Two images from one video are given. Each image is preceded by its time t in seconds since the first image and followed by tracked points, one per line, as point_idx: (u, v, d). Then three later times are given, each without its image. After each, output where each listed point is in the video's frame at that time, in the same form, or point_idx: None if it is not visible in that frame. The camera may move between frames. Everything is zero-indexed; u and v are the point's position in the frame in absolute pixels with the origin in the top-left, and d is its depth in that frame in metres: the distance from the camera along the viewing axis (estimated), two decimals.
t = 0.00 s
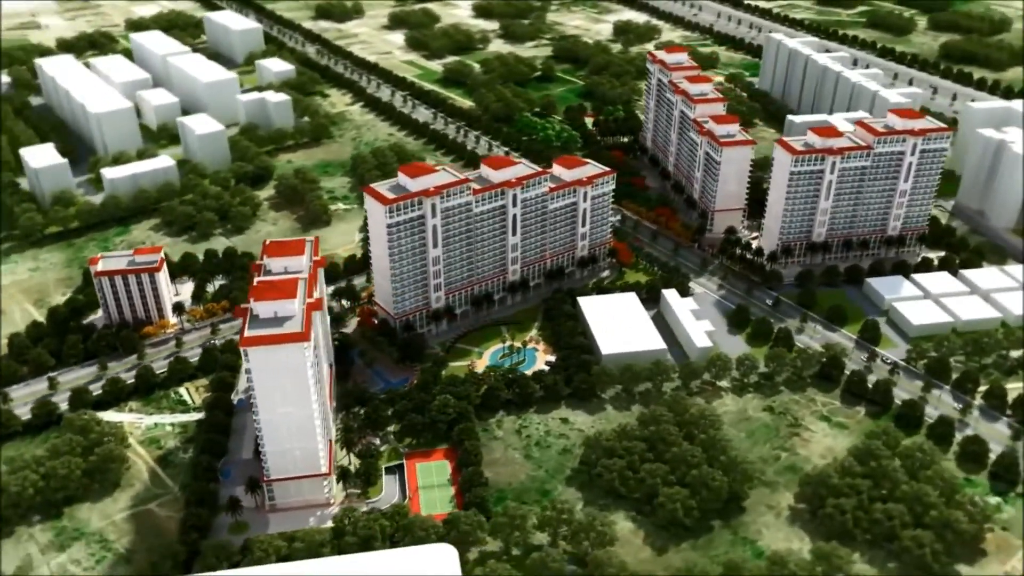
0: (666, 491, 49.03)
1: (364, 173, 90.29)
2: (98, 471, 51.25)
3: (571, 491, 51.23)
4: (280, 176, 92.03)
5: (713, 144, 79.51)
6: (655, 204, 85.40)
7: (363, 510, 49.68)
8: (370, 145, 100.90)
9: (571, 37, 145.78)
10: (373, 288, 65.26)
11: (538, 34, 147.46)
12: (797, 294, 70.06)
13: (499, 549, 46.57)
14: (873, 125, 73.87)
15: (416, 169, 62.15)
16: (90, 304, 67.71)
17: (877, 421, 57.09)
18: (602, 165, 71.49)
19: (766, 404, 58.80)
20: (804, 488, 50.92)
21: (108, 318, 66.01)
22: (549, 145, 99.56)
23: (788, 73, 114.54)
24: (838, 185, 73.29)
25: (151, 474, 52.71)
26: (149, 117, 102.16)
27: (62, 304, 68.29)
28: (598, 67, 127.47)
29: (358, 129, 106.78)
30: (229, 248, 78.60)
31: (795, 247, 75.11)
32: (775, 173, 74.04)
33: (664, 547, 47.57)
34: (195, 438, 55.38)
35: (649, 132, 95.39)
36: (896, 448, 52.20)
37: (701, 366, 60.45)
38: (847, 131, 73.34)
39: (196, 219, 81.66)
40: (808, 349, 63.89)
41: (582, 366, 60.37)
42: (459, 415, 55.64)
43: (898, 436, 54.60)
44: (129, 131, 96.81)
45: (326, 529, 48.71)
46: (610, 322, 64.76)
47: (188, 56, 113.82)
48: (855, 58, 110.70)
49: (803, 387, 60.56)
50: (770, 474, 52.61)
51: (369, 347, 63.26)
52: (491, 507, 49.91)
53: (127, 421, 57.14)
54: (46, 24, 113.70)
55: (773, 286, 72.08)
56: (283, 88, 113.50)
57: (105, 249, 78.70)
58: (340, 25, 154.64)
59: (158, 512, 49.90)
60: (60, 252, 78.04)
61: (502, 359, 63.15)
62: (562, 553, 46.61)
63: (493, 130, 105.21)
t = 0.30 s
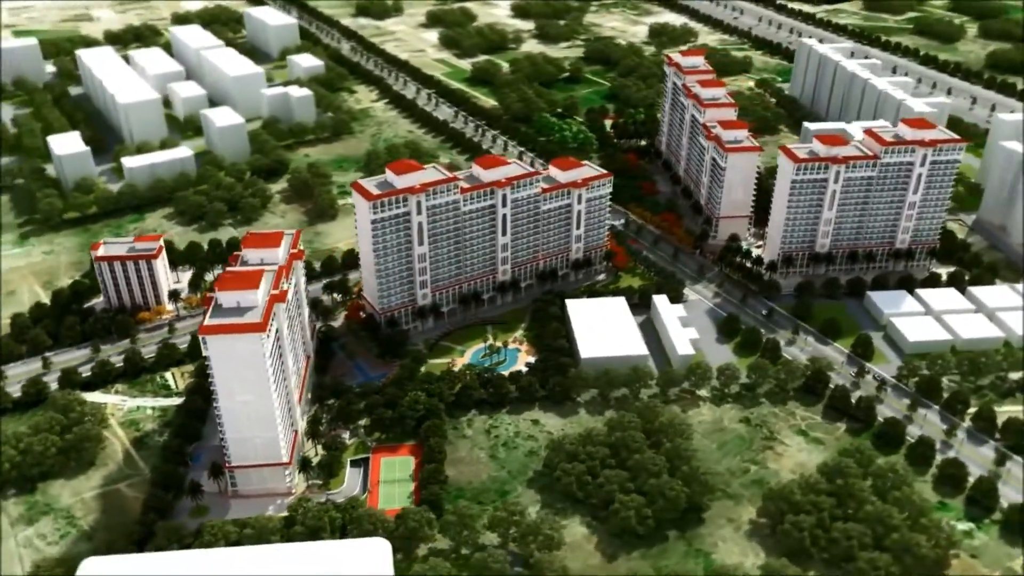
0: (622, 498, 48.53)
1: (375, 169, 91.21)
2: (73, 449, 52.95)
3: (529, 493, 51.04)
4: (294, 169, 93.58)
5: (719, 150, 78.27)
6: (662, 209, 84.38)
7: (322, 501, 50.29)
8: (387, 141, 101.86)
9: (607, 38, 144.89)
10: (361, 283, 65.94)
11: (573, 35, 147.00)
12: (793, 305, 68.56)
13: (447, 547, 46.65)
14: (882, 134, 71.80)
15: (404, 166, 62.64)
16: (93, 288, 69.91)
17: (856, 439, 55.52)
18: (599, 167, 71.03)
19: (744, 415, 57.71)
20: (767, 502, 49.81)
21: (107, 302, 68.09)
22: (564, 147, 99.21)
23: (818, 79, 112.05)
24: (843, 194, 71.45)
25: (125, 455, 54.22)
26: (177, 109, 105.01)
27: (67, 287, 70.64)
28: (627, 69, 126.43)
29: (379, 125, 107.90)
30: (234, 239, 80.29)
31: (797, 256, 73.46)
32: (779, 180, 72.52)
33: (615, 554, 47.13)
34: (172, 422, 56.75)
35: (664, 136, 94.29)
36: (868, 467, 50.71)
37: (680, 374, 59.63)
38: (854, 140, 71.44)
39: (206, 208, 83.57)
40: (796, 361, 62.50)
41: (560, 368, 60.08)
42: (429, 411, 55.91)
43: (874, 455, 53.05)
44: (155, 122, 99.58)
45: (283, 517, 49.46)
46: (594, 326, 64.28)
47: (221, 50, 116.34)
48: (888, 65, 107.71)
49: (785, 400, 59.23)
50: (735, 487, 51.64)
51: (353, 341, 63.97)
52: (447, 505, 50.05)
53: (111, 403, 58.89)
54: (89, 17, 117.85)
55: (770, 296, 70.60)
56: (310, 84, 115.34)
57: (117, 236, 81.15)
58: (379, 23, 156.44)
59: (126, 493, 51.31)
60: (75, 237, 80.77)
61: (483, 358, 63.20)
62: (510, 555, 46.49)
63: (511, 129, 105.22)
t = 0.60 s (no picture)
0: (582, 502, 48.25)
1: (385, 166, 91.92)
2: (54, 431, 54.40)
3: (493, 493, 51.03)
4: (308, 164, 94.86)
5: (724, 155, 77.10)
6: (668, 213, 83.29)
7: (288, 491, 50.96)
8: (403, 138, 102.55)
9: (637, 39, 143.71)
10: (352, 278, 66.61)
11: (604, 36, 146.12)
12: (788, 315, 67.26)
13: (402, 545, 46.89)
14: (889, 143, 70.05)
15: (394, 163, 63.15)
16: (98, 274, 71.89)
17: (834, 453, 54.28)
18: (595, 170, 70.70)
19: (722, 425, 56.86)
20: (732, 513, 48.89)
21: (108, 288, 69.91)
22: (578, 148, 98.75)
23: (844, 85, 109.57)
24: (845, 203, 69.90)
25: (106, 437, 55.70)
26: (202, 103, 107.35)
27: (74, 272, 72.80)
28: (653, 70, 125.22)
29: (398, 122, 108.74)
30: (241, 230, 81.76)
31: (797, 265, 72.06)
32: (780, 187, 71.22)
33: (570, 558, 46.85)
34: (155, 407, 58.08)
35: (677, 140, 93.24)
36: (837, 484, 49.60)
37: (661, 381, 58.95)
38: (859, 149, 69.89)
39: (217, 200, 85.22)
40: (783, 372, 61.39)
41: (539, 369, 59.89)
42: (403, 407, 56.29)
43: (848, 470, 51.83)
44: (179, 114, 101.95)
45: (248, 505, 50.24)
46: (580, 328, 63.96)
47: (249, 45, 118.46)
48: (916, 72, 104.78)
49: (766, 411, 58.15)
50: (702, 496, 50.92)
51: (341, 334, 64.82)
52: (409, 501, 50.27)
53: (100, 386, 60.49)
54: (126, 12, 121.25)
55: (766, 304, 69.37)
56: (334, 80, 116.67)
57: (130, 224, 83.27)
58: (412, 21, 157.58)
59: (102, 474, 52.68)
60: (90, 224, 83.15)
61: (466, 356, 63.30)
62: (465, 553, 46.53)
63: (528, 128, 105.08)
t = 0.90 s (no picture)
0: (534, 505, 48.04)
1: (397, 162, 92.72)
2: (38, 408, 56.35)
3: (452, 491, 51.17)
4: (324, 159, 96.25)
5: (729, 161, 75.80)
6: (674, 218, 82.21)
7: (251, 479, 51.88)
8: (421, 136, 103.30)
9: (672, 42, 142.08)
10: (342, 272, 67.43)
11: (639, 38, 144.89)
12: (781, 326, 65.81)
13: (352, 537, 47.32)
14: (896, 153, 68.03)
15: (383, 160, 63.76)
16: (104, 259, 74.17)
17: (805, 469, 53.01)
18: (591, 172, 70.19)
19: (694, 434, 56.00)
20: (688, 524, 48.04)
21: (112, 272, 72.05)
22: (593, 150, 98.18)
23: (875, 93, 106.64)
24: (846, 213, 68.12)
25: (88, 418, 57.50)
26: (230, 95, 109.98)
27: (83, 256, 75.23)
28: (683, 74, 123.68)
29: (420, 120, 109.54)
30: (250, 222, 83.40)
31: (796, 275, 70.50)
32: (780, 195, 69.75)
33: (518, 560, 46.71)
34: (139, 391, 59.72)
35: (691, 144, 91.97)
36: (799, 501, 48.45)
37: (636, 388, 58.37)
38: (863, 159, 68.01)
39: (230, 190, 87.04)
40: (765, 384, 60.18)
41: (516, 370, 59.80)
42: (375, 402, 56.83)
43: (815, 488, 50.55)
44: (205, 106, 104.54)
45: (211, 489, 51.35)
46: (563, 330, 63.62)
47: (281, 40, 120.65)
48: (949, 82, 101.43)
49: (742, 422, 57.10)
50: (661, 505, 50.26)
51: (329, 327, 65.73)
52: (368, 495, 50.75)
53: (91, 368, 62.47)
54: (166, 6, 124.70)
55: (760, 314, 68.03)
56: (361, 76, 118.11)
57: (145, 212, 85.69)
58: (451, 19, 158.50)
59: (79, 453, 54.41)
60: (107, 211, 85.82)
61: (447, 354, 63.52)
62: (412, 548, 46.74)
63: (547, 129, 104.82)
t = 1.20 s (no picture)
0: (493, 505, 48.06)
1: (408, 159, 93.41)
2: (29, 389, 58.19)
3: (417, 487, 51.48)
4: (338, 155, 97.40)
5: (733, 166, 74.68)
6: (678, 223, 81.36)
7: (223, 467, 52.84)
8: (438, 134, 103.84)
9: (703, 45, 140.40)
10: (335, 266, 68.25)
11: (671, 41, 143.47)
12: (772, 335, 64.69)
13: (311, 528, 47.94)
14: (899, 163, 66.26)
15: (375, 157, 64.31)
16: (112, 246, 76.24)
17: (777, 482, 52.05)
18: (587, 174, 69.83)
19: (668, 442, 55.37)
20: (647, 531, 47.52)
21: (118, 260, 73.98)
22: (607, 151, 97.59)
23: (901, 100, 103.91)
24: (845, 223, 66.60)
25: (77, 400, 59.15)
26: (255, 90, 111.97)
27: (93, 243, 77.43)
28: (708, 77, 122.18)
29: (439, 118, 110.14)
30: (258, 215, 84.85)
31: (793, 285, 69.20)
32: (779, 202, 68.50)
33: (472, 560, 46.59)
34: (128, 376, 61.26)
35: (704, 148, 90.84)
36: (763, 515, 47.62)
37: (614, 392, 57.94)
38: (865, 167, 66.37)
39: (242, 182, 88.63)
40: (747, 394, 59.23)
41: (495, 370, 59.81)
42: (353, 396, 57.44)
43: (783, 502, 49.62)
44: (228, 100, 106.62)
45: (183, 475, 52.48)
46: (548, 332, 63.45)
47: (309, 37, 122.44)
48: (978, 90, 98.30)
49: (719, 431, 56.29)
50: (624, 511, 49.86)
51: (319, 321, 66.63)
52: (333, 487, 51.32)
53: (86, 352, 64.28)
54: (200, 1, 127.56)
55: (753, 323, 66.95)
56: (385, 73, 119.19)
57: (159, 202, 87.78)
58: (484, 18, 158.94)
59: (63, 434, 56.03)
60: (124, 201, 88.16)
61: (432, 352, 63.80)
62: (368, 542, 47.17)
63: (563, 130, 104.56)
